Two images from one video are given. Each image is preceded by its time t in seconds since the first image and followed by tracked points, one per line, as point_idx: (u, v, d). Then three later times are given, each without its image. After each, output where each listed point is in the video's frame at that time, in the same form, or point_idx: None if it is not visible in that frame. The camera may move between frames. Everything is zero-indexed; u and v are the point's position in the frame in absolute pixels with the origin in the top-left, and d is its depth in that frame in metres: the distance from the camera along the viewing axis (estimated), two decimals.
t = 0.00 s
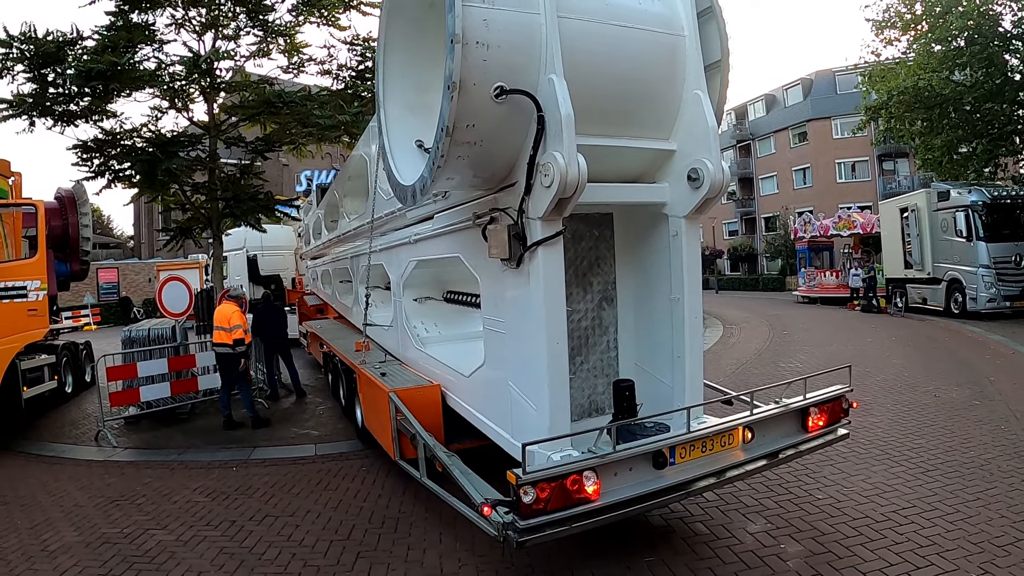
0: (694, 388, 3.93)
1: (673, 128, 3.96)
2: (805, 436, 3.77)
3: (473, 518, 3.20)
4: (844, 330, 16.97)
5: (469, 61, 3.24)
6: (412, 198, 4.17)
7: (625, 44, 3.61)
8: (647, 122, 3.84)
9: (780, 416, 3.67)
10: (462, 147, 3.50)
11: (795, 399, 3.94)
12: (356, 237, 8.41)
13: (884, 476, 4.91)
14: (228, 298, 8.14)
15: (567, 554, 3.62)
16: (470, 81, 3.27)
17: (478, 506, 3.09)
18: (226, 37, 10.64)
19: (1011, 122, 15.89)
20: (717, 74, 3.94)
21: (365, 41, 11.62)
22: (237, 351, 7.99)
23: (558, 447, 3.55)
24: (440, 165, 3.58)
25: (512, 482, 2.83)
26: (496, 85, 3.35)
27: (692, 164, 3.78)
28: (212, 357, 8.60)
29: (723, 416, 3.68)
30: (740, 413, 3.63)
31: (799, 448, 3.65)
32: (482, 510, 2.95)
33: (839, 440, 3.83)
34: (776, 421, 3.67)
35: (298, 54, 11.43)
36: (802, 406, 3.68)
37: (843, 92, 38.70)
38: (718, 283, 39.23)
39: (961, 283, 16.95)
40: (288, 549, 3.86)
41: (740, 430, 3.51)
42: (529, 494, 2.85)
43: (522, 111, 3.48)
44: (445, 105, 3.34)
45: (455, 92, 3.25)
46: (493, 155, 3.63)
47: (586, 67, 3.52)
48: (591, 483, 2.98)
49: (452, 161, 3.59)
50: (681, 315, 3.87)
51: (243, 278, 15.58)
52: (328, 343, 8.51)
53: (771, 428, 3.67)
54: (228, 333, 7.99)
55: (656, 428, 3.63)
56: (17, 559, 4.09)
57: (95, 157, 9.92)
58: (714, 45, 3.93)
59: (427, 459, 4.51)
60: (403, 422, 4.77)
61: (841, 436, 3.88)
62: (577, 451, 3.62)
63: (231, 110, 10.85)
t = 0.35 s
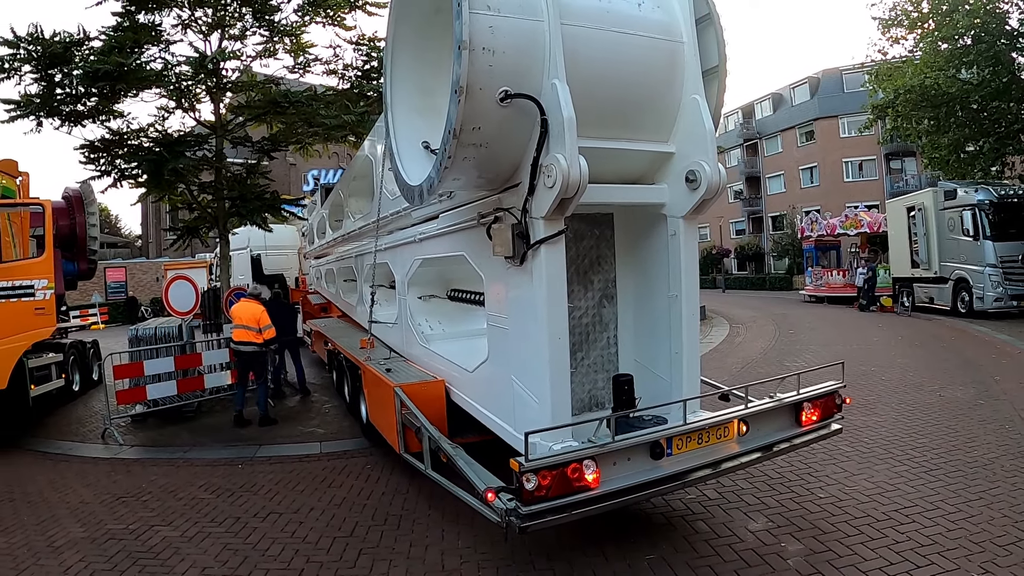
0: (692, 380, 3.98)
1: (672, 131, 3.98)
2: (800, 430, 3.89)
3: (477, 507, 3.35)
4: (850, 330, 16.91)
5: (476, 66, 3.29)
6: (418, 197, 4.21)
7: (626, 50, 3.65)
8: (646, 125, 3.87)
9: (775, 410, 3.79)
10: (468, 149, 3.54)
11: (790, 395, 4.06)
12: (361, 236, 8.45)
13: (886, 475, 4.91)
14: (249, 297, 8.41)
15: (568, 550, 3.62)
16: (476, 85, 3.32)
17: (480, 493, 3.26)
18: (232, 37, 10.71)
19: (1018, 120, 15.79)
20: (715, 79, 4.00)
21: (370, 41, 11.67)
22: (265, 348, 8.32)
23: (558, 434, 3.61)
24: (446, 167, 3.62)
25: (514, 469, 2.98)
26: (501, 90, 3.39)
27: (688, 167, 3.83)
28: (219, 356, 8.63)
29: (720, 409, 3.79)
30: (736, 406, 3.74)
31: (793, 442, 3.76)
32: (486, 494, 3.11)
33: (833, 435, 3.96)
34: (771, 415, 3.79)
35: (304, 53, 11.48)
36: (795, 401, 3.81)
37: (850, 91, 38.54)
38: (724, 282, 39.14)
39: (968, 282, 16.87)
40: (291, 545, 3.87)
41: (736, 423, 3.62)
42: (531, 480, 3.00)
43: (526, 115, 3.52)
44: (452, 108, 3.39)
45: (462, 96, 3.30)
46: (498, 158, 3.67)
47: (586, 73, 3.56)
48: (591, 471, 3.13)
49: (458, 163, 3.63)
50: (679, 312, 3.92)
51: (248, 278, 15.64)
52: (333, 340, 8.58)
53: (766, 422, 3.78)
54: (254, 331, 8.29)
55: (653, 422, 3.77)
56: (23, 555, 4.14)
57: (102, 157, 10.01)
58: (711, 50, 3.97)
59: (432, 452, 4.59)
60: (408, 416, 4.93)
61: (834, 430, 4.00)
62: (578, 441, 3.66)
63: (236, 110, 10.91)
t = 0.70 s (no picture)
0: (689, 376, 4.08)
1: (670, 134, 3.99)
2: (794, 426, 3.95)
3: (479, 498, 3.40)
4: (857, 329, 16.83)
5: (479, 71, 3.30)
6: (422, 198, 4.22)
7: (626, 54, 3.66)
8: (646, 130, 3.89)
9: (769, 406, 3.84)
10: (471, 152, 3.55)
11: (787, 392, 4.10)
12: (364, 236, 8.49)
13: (889, 476, 4.89)
14: (261, 296, 8.47)
15: (568, 550, 3.62)
16: (479, 90, 3.34)
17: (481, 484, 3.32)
18: (237, 37, 10.77)
19: None
20: (712, 84, 4.02)
21: (375, 40, 11.69)
22: (275, 346, 8.38)
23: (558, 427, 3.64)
24: (449, 169, 3.63)
25: (515, 461, 3.04)
26: (503, 94, 3.40)
27: (686, 170, 3.87)
28: (224, 356, 8.71)
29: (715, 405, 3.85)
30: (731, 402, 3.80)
31: (787, 437, 3.82)
32: (488, 485, 3.17)
33: (827, 431, 3.98)
34: (766, 410, 3.84)
35: (310, 53, 11.51)
36: (790, 397, 3.87)
37: (857, 89, 38.34)
38: (732, 281, 39.03)
39: (975, 281, 16.77)
40: (292, 544, 3.88)
41: (731, 418, 3.68)
42: (531, 472, 3.04)
43: (528, 118, 3.52)
44: (455, 112, 3.40)
45: (465, 100, 3.31)
46: (501, 160, 3.68)
47: (587, 78, 3.58)
48: (588, 464, 3.18)
49: (462, 166, 3.64)
50: (676, 310, 4.03)
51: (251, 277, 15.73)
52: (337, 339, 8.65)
53: (761, 418, 3.84)
54: (265, 330, 8.33)
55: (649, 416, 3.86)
56: (28, 552, 4.19)
57: (108, 158, 10.08)
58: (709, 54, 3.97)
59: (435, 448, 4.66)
60: (412, 412, 5.02)
61: (830, 427, 4.02)
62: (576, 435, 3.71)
63: (241, 110, 10.96)
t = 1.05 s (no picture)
0: (682, 372, 4.11)
1: (661, 131, 4.01)
2: (787, 422, 3.97)
3: (471, 496, 3.38)
4: (862, 328, 16.71)
5: (468, 70, 3.30)
6: (414, 197, 4.19)
7: (615, 53, 3.67)
8: (636, 128, 3.91)
9: (762, 403, 3.85)
10: (461, 151, 3.54)
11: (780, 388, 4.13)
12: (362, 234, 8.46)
13: (890, 477, 4.82)
14: (263, 295, 8.48)
15: (562, 551, 3.56)
16: (468, 89, 3.33)
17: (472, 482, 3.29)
18: (238, 36, 10.78)
19: None
20: (702, 81, 3.97)
21: (376, 38, 11.66)
22: (276, 345, 8.36)
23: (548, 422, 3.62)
24: (439, 168, 3.61)
25: (505, 458, 3.02)
26: (492, 93, 3.40)
27: (677, 167, 3.87)
28: (223, 354, 8.68)
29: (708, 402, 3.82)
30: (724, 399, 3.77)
31: (780, 433, 3.85)
32: (479, 483, 3.12)
33: (820, 427, 4.03)
34: (759, 406, 3.85)
35: (311, 51, 11.50)
36: (783, 393, 3.89)
37: (863, 87, 38.12)
38: (738, 279, 38.88)
39: (982, 280, 16.64)
40: (282, 544, 3.85)
41: (723, 415, 3.65)
42: (521, 469, 3.01)
43: (517, 117, 3.51)
44: (444, 112, 3.40)
45: (454, 100, 3.31)
46: (491, 160, 3.67)
47: (578, 76, 3.60)
48: (578, 461, 3.13)
49: (452, 165, 3.63)
50: (669, 307, 4.04)
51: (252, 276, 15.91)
52: (336, 337, 8.66)
53: (755, 415, 3.84)
54: (267, 329, 8.30)
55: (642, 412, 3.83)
56: (20, 550, 4.18)
57: (108, 157, 10.10)
58: (699, 51, 3.94)
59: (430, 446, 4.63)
60: (407, 410, 4.99)
61: (824, 423, 4.08)
62: (567, 431, 3.69)
63: (242, 108, 10.96)
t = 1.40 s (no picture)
0: (670, 373, 4.03)
1: (649, 127, 3.92)
2: (779, 424, 3.93)
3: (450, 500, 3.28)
4: (867, 327, 16.52)
5: (447, 66, 3.21)
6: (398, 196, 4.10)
7: (599, 47, 3.58)
8: (622, 124, 3.82)
9: (752, 405, 3.81)
10: (443, 148, 3.45)
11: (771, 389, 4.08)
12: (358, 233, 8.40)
13: (891, 484, 4.70)
14: (261, 294, 8.45)
15: (545, 559, 3.40)
16: (447, 86, 3.24)
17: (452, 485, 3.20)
18: (236, 34, 10.72)
19: None
20: (690, 76, 3.86)
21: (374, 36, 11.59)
22: (271, 345, 8.29)
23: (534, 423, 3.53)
24: (420, 166, 3.52)
25: (483, 462, 2.92)
26: (473, 89, 3.31)
27: (664, 163, 3.79)
28: (218, 355, 8.59)
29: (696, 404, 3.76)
30: (712, 401, 3.71)
31: (772, 436, 3.81)
32: (457, 486, 3.01)
33: (814, 429, 3.99)
34: (750, 408, 3.81)
35: (308, 49, 11.44)
36: (774, 394, 3.84)
37: (870, 84, 37.80)
38: (744, 278, 38.68)
39: (989, 278, 16.44)
40: (262, 550, 3.77)
41: (711, 417, 3.58)
42: (500, 473, 2.92)
43: (499, 114, 3.42)
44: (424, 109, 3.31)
45: (433, 97, 3.22)
46: (474, 157, 3.58)
47: (562, 72, 3.51)
48: (560, 464, 3.04)
49: (434, 163, 3.54)
50: (657, 306, 3.97)
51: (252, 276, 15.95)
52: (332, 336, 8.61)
53: (746, 416, 3.80)
54: (263, 328, 8.24)
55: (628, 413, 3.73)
56: None
57: (105, 157, 10.06)
58: (687, 45, 3.84)
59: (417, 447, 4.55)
60: (395, 411, 4.92)
61: (818, 425, 4.05)
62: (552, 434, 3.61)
63: (239, 107, 10.89)
